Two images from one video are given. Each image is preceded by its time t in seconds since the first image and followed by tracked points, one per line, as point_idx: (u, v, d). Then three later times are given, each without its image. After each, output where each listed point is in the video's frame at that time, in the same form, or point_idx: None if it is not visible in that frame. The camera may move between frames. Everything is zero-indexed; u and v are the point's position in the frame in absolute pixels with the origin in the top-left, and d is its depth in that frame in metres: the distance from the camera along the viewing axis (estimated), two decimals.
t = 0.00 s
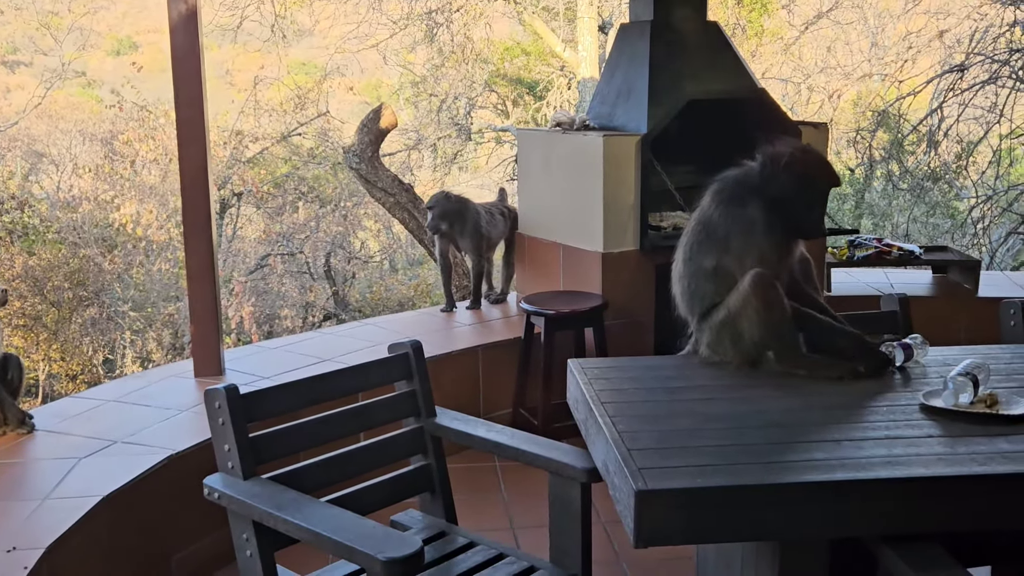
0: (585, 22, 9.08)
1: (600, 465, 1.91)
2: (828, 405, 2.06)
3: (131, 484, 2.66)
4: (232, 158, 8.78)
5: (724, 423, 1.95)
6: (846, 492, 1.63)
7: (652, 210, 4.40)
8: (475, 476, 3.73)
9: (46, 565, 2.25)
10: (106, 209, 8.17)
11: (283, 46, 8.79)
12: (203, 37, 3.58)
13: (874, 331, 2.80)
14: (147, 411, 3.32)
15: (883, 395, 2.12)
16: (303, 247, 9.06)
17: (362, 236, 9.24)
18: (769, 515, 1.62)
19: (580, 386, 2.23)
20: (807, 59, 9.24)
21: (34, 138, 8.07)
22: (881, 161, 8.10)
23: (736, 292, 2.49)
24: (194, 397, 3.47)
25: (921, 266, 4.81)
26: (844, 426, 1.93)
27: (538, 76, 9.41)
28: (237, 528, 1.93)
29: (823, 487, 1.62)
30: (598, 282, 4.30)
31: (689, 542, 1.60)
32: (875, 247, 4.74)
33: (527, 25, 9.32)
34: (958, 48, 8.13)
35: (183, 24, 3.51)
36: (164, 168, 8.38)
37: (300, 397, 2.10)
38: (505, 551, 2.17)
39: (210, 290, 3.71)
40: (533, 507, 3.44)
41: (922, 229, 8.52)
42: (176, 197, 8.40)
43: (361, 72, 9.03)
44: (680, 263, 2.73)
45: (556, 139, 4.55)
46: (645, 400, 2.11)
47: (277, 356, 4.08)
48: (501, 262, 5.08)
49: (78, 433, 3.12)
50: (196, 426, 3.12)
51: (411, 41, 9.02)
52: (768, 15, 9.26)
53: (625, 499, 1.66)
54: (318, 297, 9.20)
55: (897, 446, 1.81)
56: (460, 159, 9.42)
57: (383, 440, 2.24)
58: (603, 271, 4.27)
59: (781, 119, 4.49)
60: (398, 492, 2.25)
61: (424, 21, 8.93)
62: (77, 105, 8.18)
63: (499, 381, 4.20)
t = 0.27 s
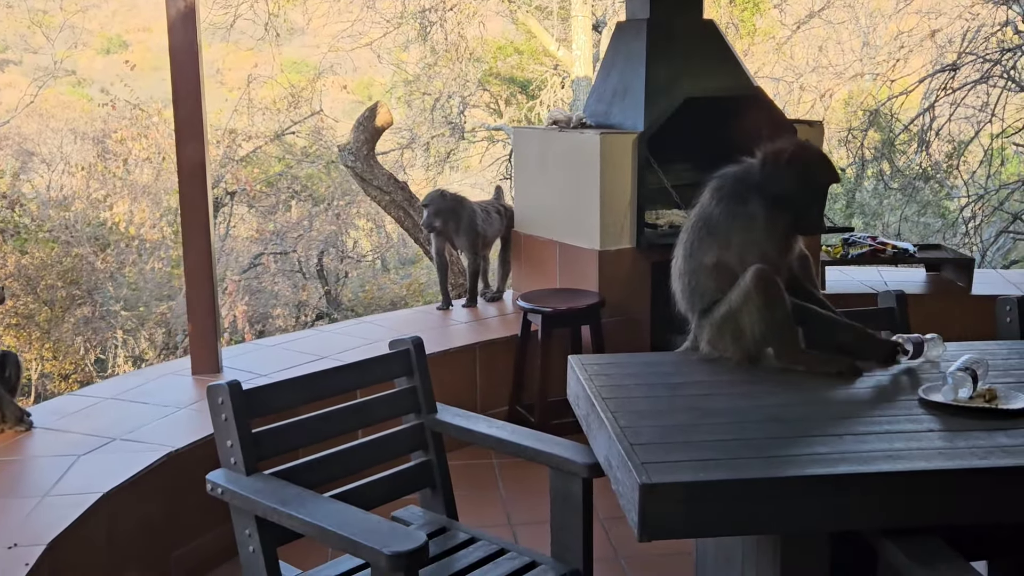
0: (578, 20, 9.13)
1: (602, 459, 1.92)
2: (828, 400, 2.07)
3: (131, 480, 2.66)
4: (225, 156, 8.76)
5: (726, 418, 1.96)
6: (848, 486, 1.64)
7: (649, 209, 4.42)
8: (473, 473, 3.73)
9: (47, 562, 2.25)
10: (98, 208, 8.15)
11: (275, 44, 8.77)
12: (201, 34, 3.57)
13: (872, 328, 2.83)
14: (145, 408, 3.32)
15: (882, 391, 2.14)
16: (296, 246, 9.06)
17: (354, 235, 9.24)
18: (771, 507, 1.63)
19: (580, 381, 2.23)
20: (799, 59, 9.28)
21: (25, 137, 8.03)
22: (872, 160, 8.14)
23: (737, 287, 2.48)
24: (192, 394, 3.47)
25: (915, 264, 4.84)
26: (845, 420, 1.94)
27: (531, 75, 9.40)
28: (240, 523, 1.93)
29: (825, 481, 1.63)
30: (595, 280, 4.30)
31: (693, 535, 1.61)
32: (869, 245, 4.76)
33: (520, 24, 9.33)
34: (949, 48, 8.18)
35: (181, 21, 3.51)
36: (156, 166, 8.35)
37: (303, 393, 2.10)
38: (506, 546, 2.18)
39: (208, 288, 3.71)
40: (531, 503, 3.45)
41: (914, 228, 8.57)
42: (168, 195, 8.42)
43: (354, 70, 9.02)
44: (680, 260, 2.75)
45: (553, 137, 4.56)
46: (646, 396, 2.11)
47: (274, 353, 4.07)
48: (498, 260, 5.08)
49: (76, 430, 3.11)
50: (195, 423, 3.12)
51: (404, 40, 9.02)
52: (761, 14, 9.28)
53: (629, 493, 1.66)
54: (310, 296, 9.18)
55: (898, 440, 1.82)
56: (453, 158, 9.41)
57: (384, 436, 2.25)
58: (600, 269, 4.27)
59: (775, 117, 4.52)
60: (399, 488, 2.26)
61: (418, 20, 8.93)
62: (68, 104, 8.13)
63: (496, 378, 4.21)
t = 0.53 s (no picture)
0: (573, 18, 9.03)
1: (603, 456, 1.93)
2: (828, 396, 2.08)
3: (130, 479, 2.66)
4: (219, 155, 8.74)
5: (726, 414, 1.97)
6: (850, 482, 1.65)
7: (645, 207, 4.43)
8: (471, 471, 3.74)
9: (47, 560, 2.24)
10: (92, 207, 8.12)
11: (269, 43, 8.76)
12: (198, 32, 3.56)
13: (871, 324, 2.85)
14: (143, 407, 3.31)
15: (882, 387, 2.15)
16: (290, 245, 9.04)
17: (348, 233, 9.22)
18: (774, 503, 1.64)
19: (581, 379, 2.24)
20: (792, 57, 9.30)
21: (17, 136, 8.01)
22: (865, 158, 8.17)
23: (736, 284, 2.46)
24: (190, 392, 3.47)
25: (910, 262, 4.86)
26: (845, 417, 1.95)
27: (525, 73, 9.40)
28: (241, 521, 1.93)
29: (827, 477, 1.64)
30: (592, 278, 4.31)
31: (695, 531, 1.61)
32: (864, 242, 4.78)
33: (514, 23, 9.29)
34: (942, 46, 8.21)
35: (178, 19, 3.50)
36: (150, 165, 8.32)
37: (304, 391, 2.10)
38: (507, 543, 2.19)
39: (206, 286, 3.71)
40: (530, 501, 3.46)
41: (906, 226, 8.60)
42: (165, 194, 8.36)
43: (348, 68, 8.99)
44: (680, 257, 2.74)
45: (551, 135, 4.56)
46: (646, 393, 2.12)
47: (272, 352, 4.07)
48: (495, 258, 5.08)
49: (74, 429, 3.10)
50: (193, 421, 3.11)
51: (398, 39, 9.01)
52: (754, 12, 9.31)
53: (631, 490, 1.67)
54: (305, 295, 9.17)
55: (898, 436, 1.83)
56: (446, 157, 9.41)
57: (384, 433, 2.25)
58: (598, 267, 4.28)
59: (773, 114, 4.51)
60: (399, 485, 2.26)
61: (412, 18, 8.92)
62: (61, 103, 8.13)
63: (494, 376, 4.21)
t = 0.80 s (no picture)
0: (572, 17, 8.95)
1: (605, 454, 1.93)
2: (829, 394, 2.09)
3: (132, 478, 2.66)
4: (218, 154, 8.73)
5: (728, 412, 1.97)
6: (851, 479, 1.65)
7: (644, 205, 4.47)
8: (472, 469, 3.74)
9: (50, 560, 2.25)
10: (90, 206, 8.10)
11: (267, 42, 8.76)
12: (197, 31, 3.56)
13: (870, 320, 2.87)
14: (143, 406, 3.31)
15: (882, 384, 2.16)
16: (289, 244, 9.03)
17: (347, 232, 9.21)
18: (774, 500, 1.64)
19: (581, 377, 2.24)
20: (790, 55, 9.31)
21: (14, 135, 8.00)
22: (864, 155, 8.17)
23: (737, 281, 2.47)
24: (191, 391, 3.47)
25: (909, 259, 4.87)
26: (846, 414, 1.95)
27: (524, 72, 9.42)
28: (243, 520, 1.93)
29: (828, 475, 1.64)
30: (592, 276, 4.32)
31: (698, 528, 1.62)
32: (863, 240, 4.78)
33: (513, 21, 9.29)
34: (940, 43, 8.22)
35: (177, 18, 3.49)
36: (149, 164, 8.31)
37: (305, 390, 2.10)
38: (508, 541, 2.19)
39: (206, 285, 3.71)
40: (530, 499, 3.46)
41: (905, 223, 8.60)
42: (162, 194, 8.36)
43: (345, 67, 9.00)
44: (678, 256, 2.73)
45: (550, 134, 4.57)
46: (647, 391, 2.12)
47: (272, 351, 4.07)
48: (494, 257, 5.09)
49: (74, 429, 3.10)
50: (193, 421, 3.11)
51: (396, 37, 9.00)
52: (753, 10, 9.32)
53: (633, 487, 1.67)
54: (304, 294, 9.16)
55: (899, 433, 1.84)
56: (445, 156, 9.39)
57: (385, 432, 2.25)
58: (597, 265, 4.28)
59: (772, 113, 4.49)
60: (401, 484, 2.26)
61: (410, 16, 8.92)
62: (58, 102, 8.13)
63: (494, 374, 4.21)
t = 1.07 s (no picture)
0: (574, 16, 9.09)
1: (608, 453, 1.93)
2: (831, 392, 2.09)
3: (136, 478, 2.66)
4: (221, 153, 8.74)
5: (731, 411, 1.97)
6: (855, 478, 1.65)
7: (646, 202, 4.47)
8: (475, 469, 3.74)
9: (55, 560, 2.26)
10: (93, 206, 8.11)
11: (270, 41, 8.77)
12: (199, 31, 3.57)
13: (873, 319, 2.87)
14: (147, 406, 3.32)
15: (885, 383, 2.16)
16: (292, 244, 9.04)
17: (349, 232, 9.21)
18: (777, 500, 1.64)
19: (584, 376, 2.25)
20: (792, 53, 9.30)
21: (17, 135, 8.01)
22: (866, 153, 8.17)
23: (739, 281, 2.50)
24: (194, 391, 3.47)
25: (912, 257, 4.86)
26: (849, 413, 1.96)
27: (526, 70, 9.43)
28: (247, 520, 1.94)
29: (831, 473, 1.65)
30: (594, 275, 4.32)
31: (701, 527, 1.62)
32: (866, 238, 4.78)
33: (515, 19, 9.34)
34: (942, 40, 8.21)
35: (180, 18, 3.50)
36: (151, 164, 8.33)
37: (308, 390, 2.10)
38: (512, 540, 2.19)
39: (209, 285, 3.71)
40: (534, 498, 3.46)
41: (907, 221, 8.58)
42: (165, 194, 8.39)
43: (347, 67, 9.00)
44: (682, 254, 2.78)
45: (552, 133, 4.57)
46: (650, 390, 2.13)
47: (275, 350, 4.08)
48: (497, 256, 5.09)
49: (78, 429, 3.11)
50: (197, 421, 3.12)
51: (398, 37, 9.02)
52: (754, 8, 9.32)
53: (636, 486, 1.67)
54: (306, 293, 9.17)
55: (903, 432, 1.84)
56: (447, 155, 9.39)
57: (389, 431, 2.25)
58: (600, 264, 4.29)
59: (774, 111, 4.52)
60: (404, 483, 2.27)
61: (412, 15, 8.94)
62: (61, 102, 8.14)
63: (497, 373, 4.22)
